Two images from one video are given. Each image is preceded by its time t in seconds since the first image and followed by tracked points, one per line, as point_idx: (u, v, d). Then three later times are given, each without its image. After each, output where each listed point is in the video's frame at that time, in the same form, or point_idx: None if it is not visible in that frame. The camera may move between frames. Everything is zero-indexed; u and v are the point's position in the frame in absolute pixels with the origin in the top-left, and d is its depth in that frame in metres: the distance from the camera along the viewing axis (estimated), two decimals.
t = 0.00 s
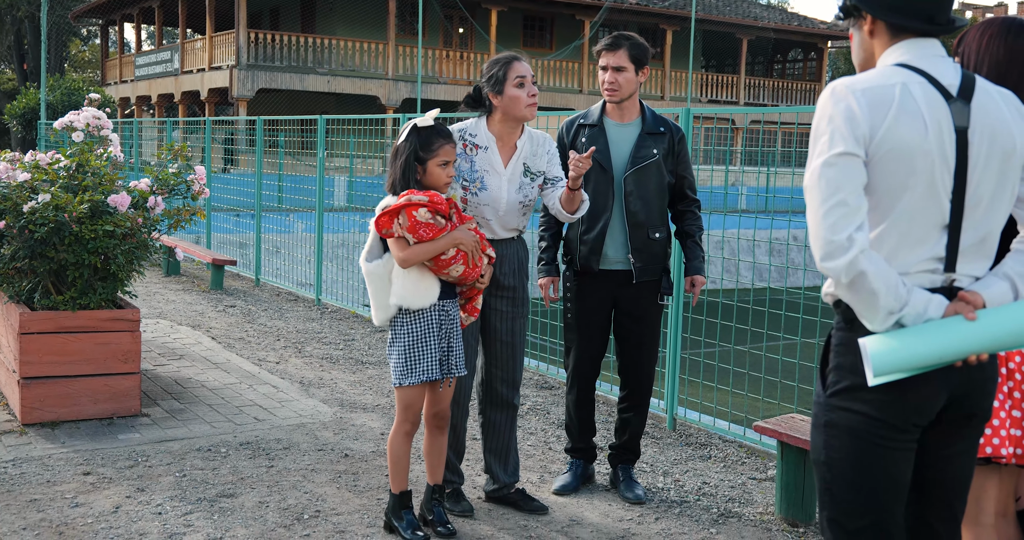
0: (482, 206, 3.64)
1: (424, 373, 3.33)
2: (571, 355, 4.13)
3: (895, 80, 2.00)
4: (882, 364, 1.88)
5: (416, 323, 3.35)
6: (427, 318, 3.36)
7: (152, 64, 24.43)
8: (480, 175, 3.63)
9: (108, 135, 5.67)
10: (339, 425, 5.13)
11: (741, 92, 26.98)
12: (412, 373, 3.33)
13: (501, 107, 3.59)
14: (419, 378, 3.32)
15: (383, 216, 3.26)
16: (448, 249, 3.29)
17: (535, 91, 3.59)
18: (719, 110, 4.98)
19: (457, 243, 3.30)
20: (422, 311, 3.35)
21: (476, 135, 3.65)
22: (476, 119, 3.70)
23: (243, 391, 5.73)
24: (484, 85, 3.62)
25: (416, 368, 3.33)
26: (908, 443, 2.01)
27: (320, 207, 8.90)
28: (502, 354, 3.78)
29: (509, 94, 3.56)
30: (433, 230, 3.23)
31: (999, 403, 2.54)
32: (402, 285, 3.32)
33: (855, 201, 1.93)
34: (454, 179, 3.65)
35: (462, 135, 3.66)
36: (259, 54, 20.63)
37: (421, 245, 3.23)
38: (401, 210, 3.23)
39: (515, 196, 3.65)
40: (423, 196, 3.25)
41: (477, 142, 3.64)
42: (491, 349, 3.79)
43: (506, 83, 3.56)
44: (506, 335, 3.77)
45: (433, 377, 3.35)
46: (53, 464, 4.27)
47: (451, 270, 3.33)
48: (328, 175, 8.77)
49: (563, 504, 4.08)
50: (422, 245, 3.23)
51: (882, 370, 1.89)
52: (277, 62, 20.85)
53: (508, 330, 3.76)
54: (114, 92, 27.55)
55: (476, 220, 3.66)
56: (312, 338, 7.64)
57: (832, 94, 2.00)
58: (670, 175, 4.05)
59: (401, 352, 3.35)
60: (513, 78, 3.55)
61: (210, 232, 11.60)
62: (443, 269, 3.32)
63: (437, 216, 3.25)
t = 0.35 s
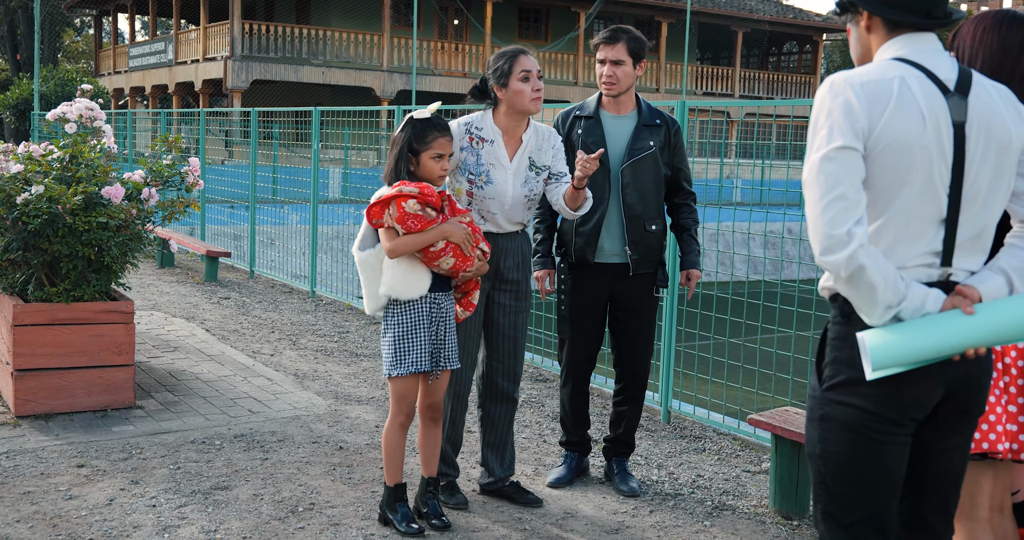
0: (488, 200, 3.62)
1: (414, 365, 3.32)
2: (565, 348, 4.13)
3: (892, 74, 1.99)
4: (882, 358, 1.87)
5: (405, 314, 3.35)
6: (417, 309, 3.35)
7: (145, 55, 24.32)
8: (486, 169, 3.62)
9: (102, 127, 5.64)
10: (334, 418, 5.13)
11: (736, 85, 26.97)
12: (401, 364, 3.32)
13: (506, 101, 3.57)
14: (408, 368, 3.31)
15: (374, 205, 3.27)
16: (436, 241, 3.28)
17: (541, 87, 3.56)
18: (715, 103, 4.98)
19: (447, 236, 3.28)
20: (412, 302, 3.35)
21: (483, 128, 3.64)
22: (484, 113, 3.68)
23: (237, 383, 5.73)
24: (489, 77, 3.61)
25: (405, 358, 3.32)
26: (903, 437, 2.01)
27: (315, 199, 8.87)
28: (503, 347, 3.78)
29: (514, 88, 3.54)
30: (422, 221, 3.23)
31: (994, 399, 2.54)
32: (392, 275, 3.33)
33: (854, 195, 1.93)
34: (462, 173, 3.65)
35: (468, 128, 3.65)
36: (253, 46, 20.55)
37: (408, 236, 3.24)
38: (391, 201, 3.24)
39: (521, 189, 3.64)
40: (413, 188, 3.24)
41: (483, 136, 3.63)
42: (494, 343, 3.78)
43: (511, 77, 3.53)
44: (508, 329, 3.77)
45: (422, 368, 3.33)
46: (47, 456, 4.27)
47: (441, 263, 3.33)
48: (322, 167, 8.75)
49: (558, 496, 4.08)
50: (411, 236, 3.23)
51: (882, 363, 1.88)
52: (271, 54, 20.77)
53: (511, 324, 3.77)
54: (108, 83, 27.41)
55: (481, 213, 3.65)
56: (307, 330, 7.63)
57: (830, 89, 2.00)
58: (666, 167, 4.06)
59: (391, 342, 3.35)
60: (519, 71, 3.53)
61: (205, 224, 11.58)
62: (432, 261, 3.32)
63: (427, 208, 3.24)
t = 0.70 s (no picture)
0: (500, 194, 3.60)
1: (407, 354, 3.32)
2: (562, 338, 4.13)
3: (892, 64, 1.99)
4: (882, 347, 1.87)
5: (400, 304, 3.34)
6: (412, 299, 3.35)
7: (139, 46, 24.22)
8: (497, 163, 3.59)
9: (97, 118, 5.62)
10: (329, 409, 5.13)
11: (731, 75, 26.93)
12: (394, 353, 3.32)
13: (511, 92, 3.54)
14: (401, 358, 3.32)
15: (367, 197, 3.27)
16: (429, 233, 3.27)
17: (544, 75, 3.53)
18: (711, 93, 4.96)
19: (439, 228, 3.27)
20: (406, 292, 3.34)
21: (492, 122, 3.59)
22: (490, 104, 3.62)
23: (233, 374, 5.72)
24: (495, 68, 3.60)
25: (398, 348, 3.32)
26: (902, 427, 2.02)
27: (310, 190, 8.86)
28: (508, 339, 3.78)
29: (517, 78, 3.52)
30: (413, 213, 3.23)
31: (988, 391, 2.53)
32: (385, 267, 3.32)
33: (855, 185, 1.93)
34: (473, 167, 3.62)
35: (478, 122, 3.59)
36: (247, 37, 20.48)
37: (399, 227, 3.23)
38: (383, 193, 3.25)
39: (530, 183, 3.65)
40: (405, 179, 3.25)
41: (493, 129, 3.59)
42: (499, 335, 3.78)
43: (514, 67, 3.52)
44: (511, 319, 3.76)
45: (415, 358, 3.33)
46: (43, 447, 4.26)
47: (434, 254, 3.31)
48: (317, 158, 8.72)
49: (554, 487, 4.09)
50: (402, 228, 3.22)
51: (882, 353, 1.88)
52: (265, 45, 20.69)
53: (513, 315, 3.76)
54: (102, 74, 27.30)
55: (492, 207, 3.62)
56: (302, 322, 7.62)
57: (830, 78, 1.99)
58: (664, 159, 4.05)
59: (385, 330, 3.36)
60: (520, 62, 3.52)
61: (200, 215, 11.55)
62: (425, 253, 3.31)
63: (418, 200, 3.25)
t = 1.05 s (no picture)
0: (509, 195, 3.59)
1: (414, 350, 3.31)
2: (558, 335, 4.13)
3: (894, 55, 1.99)
4: (890, 338, 1.86)
5: (405, 303, 3.34)
6: (416, 298, 3.34)
7: (137, 44, 24.17)
8: (507, 164, 3.59)
9: (95, 117, 5.61)
10: (329, 407, 5.13)
11: (728, 72, 26.92)
12: (401, 349, 3.31)
13: (522, 93, 3.54)
14: (406, 355, 3.31)
15: (371, 198, 3.26)
16: (430, 233, 3.26)
17: (556, 79, 3.53)
18: (710, 90, 4.95)
19: (440, 228, 3.26)
20: (409, 291, 3.34)
21: (504, 123, 3.58)
22: (501, 104, 3.61)
23: (232, 372, 5.71)
24: (510, 70, 3.57)
25: (404, 345, 3.31)
26: (903, 424, 2.02)
27: (308, 188, 8.85)
28: (512, 338, 3.79)
29: (529, 80, 3.51)
30: (414, 214, 3.21)
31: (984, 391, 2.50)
32: (389, 267, 3.32)
33: (859, 175, 1.93)
34: (483, 167, 3.62)
35: (491, 123, 3.57)
36: (244, 35, 20.44)
37: (400, 228, 3.23)
38: (385, 194, 3.24)
39: (538, 184, 3.66)
40: (406, 180, 3.23)
41: (505, 130, 3.58)
42: (503, 333, 3.78)
43: (527, 70, 3.50)
44: (516, 318, 3.77)
45: (419, 356, 3.32)
46: (43, 446, 4.26)
47: (437, 254, 3.31)
48: (316, 155, 8.70)
49: (554, 484, 4.09)
50: (404, 230, 3.22)
51: (890, 343, 1.87)
52: (263, 43, 20.66)
53: (518, 313, 3.76)
54: (99, 72, 27.24)
55: (501, 207, 3.61)
56: (301, 320, 7.61)
57: (834, 68, 1.99)
58: (664, 158, 4.04)
59: (389, 329, 3.35)
60: (534, 65, 3.50)
61: (198, 213, 11.53)
62: (428, 253, 3.30)
63: (419, 201, 3.22)
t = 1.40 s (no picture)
0: (511, 193, 3.59)
1: (412, 350, 3.30)
2: (553, 334, 4.13)
3: (902, 52, 1.98)
4: (870, 338, 1.88)
5: (405, 303, 3.34)
6: (417, 298, 3.34)
7: (137, 43, 24.15)
8: (509, 162, 3.58)
9: (94, 116, 5.60)
10: (328, 406, 5.12)
11: (728, 71, 26.88)
12: (399, 349, 3.31)
13: (523, 92, 3.53)
14: (405, 354, 3.30)
15: (371, 200, 3.29)
16: (430, 234, 3.25)
17: (555, 80, 3.51)
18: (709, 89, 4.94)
19: (440, 229, 3.25)
20: (410, 292, 3.33)
21: (505, 121, 3.57)
22: (502, 103, 3.61)
23: (232, 372, 5.71)
24: (511, 68, 3.58)
25: (403, 344, 3.31)
26: (898, 424, 2.01)
27: (308, 188, 8.84)
28: (513, 336, 3.78)
29: (530, 80, 3.51)
30: (413, 215, 3.20)
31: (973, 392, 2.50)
32: (389, 267, 3.32)
33: (852, 172, 1.92)
34: (484, 166, 3.60)
35: (490, 122, 3.56)
36: (244, 34, 20.43)
37: (400, 229, 3.22)
38: (385, 194, 3.24)
39: (541, 181, 3.64)
40: (405, 181, 3.22)
41: (506, 129, 3.57)
42: (503, 331, 3.77)
43: (528, 69, 3.50)
44: (516, 317, 3.75)
45: (418, 355, 3.31)
46: (42, 446, 4.25)
47: (438, 254, 3.30)
48: (315, 155, 8.69)
49: (553, 483, 4.09)
50: (403, 230, 3.21)
51: (869, 343, 1.88)
52: (262, 42, 20.64)
53: (519, 313, 3.75)
54: (100, 72, 27.22)
55: (503, 206, 3.60)
56: (301, 319, 7.60)
57: (839, 63, 1.99)
58: (649, 155, 4.06)
59: (389, 327, 3.35)
60: (535, 65, 3.50)
61: (198, 212, 11.52)
62: (428, 253, 3.29)
63: (418, 202, 3.21)
